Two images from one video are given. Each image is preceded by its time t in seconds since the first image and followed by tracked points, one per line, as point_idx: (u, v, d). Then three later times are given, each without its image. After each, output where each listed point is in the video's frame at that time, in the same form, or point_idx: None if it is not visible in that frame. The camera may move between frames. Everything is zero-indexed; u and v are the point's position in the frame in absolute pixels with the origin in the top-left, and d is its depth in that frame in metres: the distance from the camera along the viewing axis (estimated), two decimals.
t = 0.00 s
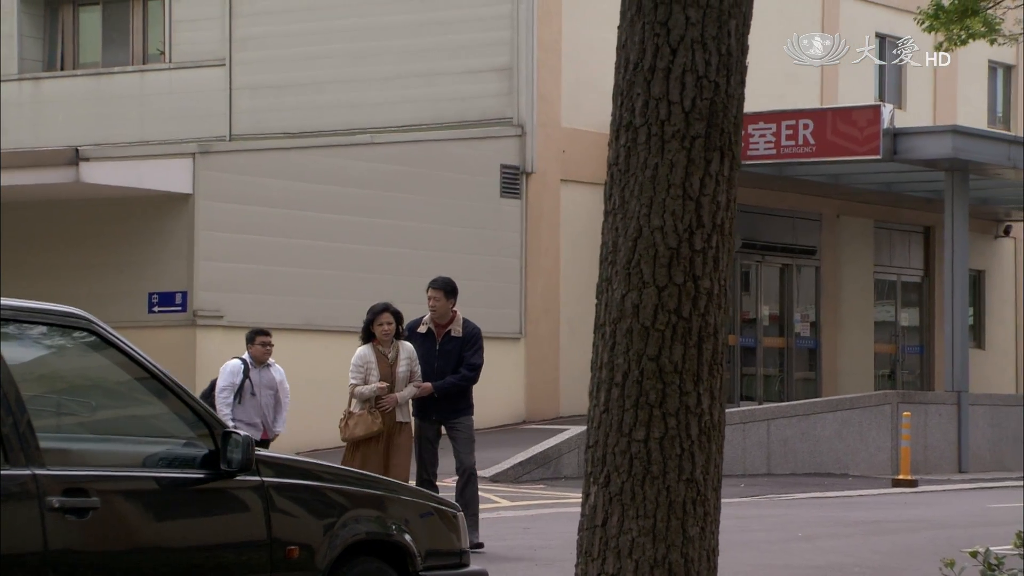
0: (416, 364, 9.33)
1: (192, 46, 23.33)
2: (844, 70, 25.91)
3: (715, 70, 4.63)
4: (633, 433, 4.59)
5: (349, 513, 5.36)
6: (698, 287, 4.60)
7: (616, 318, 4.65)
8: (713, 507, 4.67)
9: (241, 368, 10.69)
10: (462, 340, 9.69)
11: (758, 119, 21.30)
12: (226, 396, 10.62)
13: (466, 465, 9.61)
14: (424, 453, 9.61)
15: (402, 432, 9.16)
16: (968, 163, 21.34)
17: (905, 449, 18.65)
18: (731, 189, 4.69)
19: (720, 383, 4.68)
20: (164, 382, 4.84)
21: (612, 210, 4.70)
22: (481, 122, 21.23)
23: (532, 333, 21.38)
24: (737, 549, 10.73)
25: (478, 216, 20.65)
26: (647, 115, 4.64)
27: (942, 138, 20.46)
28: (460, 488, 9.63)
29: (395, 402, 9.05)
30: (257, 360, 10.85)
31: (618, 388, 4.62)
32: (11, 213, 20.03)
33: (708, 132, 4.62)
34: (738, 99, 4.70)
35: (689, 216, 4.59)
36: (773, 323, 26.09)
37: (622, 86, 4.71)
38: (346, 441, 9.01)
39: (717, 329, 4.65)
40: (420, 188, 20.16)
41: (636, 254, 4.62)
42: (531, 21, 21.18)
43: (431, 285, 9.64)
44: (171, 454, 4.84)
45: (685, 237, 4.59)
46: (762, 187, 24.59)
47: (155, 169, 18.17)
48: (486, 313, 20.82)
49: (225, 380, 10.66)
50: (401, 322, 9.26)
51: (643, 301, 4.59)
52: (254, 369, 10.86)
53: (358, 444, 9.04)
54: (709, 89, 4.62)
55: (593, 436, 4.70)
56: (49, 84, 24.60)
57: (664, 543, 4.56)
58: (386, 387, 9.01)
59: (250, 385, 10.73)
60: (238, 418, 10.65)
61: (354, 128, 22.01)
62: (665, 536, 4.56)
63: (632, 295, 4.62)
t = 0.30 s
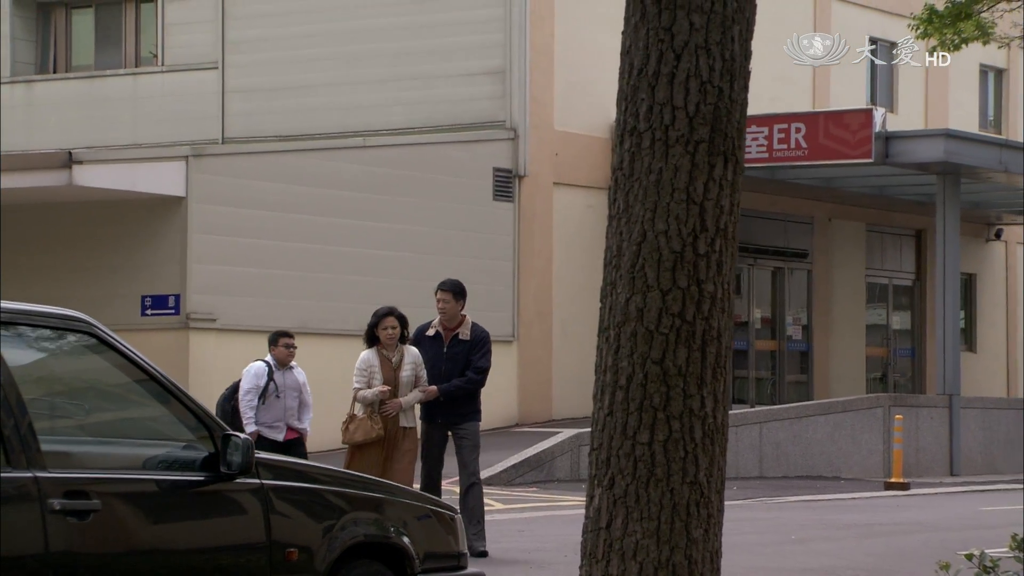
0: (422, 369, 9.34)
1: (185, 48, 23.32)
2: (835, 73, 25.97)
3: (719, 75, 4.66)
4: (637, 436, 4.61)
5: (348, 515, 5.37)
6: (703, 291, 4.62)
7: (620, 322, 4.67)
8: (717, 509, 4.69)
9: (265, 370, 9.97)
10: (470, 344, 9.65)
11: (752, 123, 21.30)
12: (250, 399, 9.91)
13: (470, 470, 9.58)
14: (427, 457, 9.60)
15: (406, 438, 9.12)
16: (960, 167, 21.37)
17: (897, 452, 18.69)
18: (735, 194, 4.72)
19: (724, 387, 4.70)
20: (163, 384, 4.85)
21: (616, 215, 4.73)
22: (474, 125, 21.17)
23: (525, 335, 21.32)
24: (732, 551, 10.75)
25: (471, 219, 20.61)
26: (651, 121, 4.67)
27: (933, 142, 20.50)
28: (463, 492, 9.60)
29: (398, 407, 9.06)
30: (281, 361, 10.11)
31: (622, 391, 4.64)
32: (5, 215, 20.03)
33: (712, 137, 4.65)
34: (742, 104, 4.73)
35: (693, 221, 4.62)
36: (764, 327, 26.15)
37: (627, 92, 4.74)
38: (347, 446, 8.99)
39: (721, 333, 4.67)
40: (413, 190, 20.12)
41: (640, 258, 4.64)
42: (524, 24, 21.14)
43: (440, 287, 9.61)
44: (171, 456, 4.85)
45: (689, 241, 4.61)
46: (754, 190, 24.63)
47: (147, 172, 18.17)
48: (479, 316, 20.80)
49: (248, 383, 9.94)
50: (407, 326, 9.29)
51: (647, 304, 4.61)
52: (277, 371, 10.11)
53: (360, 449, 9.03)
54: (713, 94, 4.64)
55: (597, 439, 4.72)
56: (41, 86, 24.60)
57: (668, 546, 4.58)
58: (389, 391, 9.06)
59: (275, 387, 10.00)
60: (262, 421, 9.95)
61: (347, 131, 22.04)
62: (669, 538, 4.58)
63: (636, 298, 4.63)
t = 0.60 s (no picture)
0: (433, 370, 9.28)
1: (178, 51, 23.31)
2: (828, 75, 25.98)
3: (723, 80, 4.68)
4: (642, 438, 4.63)
5: (347, 518, 5.38)
6: (707, 294, 4.64)
7: (625, 325, 4.69)
8: (721, 511, 4.73)
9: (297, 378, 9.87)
10: (482, 344, 9.62)
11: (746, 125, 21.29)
12: (280, 405, 9.80)
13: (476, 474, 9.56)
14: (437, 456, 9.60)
15: (417, 438, 9.18)
16: (953, 170, 21.42)
17: (890, 455, 18.71)
18: (739, 199, 4.73)
19: (729, 390, 4.72)
20: (165, 387, 4.85)
21: (621, 218, 4.75)
22: (468, 127, 21.20)
23: (519, 338, 21.28)
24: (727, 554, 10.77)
25: (465, 221, 20.59)
26: (656, 125, 4.69)
27: (927, 145, 20.54)
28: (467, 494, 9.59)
29: (408, 407, 9.04)
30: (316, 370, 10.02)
31: (627, 395, 4.67)
32: None
33: (716, 141, 4.67)
34: (746, 109, 4.76)
35: (697, 225, 4.63)
36: (757, 329, 26.18)
37: (631, 97, 4.75)
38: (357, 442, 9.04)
39: (726, 337, 4.69)
40: (407, 194, 20.13)
41: (645, 262, 4.66)
42: (517, 26, 21.06)
43: (453, 288, 9.61)
44: (171, 459, 4.87)
45: (693, 245, 4.63)
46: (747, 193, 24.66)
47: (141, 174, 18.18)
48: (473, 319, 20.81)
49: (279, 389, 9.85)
50: (420, 326, 9.24)
51: (652, 307, 4.63)
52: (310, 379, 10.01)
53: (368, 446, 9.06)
54: (717, 99, 4.66)
55: (602, 441, 4.75)
56: (35, 89, 24.67)
57: (673, 547, 4.61)
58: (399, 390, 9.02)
59: (306, 395, 9.89)
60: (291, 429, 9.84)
61: (340, 134, 21.99)
62: (674, 539, 4.62)
63: (641, 302, 4.66)
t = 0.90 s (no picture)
0: (436, 373, 9.29)
1: (170, 54, 23.30)
2: (818, 79, 26.03)
3: (724, 87, 4.89)
4: (644, 441, 4.83)
5: (344, 521, 5.40)
6: (709, 299, 4.84)
7: (628, 329, 4.89)
8: (723, 515, 4.93)
9: (322, 375, 9.86)
10: (484, 349, 9.58)
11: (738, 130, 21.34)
12: (305, 403, 9.79)
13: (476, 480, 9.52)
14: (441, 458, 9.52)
15: (416, 440, 9.17)
16: (943, 175, 21.50)
17: (882, 458, 18.74)
18: (740, 204, 4.94)
19: (729, 393, 4.92)
20: (163, 390, 4.85)
21: (624, 224, 4.96)
22: (459, 131, 21.16)
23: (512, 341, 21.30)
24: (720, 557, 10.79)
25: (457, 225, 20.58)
26: (658, 131, 4.89)
27: (918, 149, 20.60)
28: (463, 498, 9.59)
29: (410, 409, 9.06)
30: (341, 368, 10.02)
31: (629, 398, 4.87)
32: None
33: (717, 147, 4.87)
34: (746, 115, 4.96)
35: (699, 229, 4.84)
36: (749, 333, 26.19)
37: (634, 102, 4.96)
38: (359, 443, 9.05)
39: (727, 340, 4.89)
40: (400, 197, 20.13)
41: (648, 266, 4.86)
42: (509, 30, 21.09)
43: (454, 293, 9.55)
44: (169, 462, 4.87)
45: (695, 249, 4.83)
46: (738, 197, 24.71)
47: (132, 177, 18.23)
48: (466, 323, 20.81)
49: (303, 386, 9.83)
50: (423, 328, 9.28)
51: (654, 312, 4.83)
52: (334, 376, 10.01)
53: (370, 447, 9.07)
54: (719, 105, 4.87)
55: (605, 445, 4.94)
56: (26, 93, 24.67)
57: (675, 550, 4.81)
58: (402, 391, 9.06)
59: (331, 393, 9.90)
60: (317, 426, 9.82)
61: (331, 137, 21.95)
62: (676, 542, 4.81)
63: (643, 306, 4.86)
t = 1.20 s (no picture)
0: (432, 376, 9.19)
1: (161, 57, 23.30)
2: (808, 82, 26.06)
3: (726, 91, 5.05)
4: (646, 444, 4.97)
5: (341, 523, 5.41)
6: (710, 301, 4.99)
7: (630, 331, 5.04)
8: (724, 516, 5.06)
9: (349, 374, 9.55)
10: (478, 350, 9.62)
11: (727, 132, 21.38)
12: (332, 404, 9.47)
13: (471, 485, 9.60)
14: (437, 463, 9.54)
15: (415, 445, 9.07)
16: (934, 178, 21.56)
17: (873, 461, 18.78)
18: (742, 207, 5.10)
19: (730, 396, 5.07)
20: (161, 392, 4.88)
21: (626, 227, 5.11)
22: (451, 134, 21.16)
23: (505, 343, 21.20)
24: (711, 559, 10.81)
25: (450, 229, 20.53)
26: (660, 135, 5.05)
27: (909, 152, 20.65)
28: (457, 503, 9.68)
29: (410, 414, 8.97)
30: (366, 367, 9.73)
31: (632, 400, 5.01)
32: None
33: (719, 151, 5.02)
34: (747, 120, 5.12)
35: (701, 232, 4.99)
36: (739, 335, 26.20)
37: (636, 107, 5.12)
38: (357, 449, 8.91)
39: (728, 343, 5.04)
40: (392, 200, 20.15)
41: (650, 269, 5.02)
42: (500, 32, 21.05)
43: (444, 295, 9.52)
44: (168, 465, 4.88)
45: (697, 252, 4.99)
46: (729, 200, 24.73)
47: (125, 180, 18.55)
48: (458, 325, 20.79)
49: (330, 386, 9.50)
50: (419, 332, 9.16)
51: (656, 314, 4.98)
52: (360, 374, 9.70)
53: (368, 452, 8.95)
54: (720, 109, 5.03)
55: (608, 447, 5.08)
56: (16, 94, 24.65)
57: (677, 552, 4.94)
58: (401, 396, 8.95)
59: (357, 393, 9.58)
60: (344, 427, 9.52)
61: (323, 140, 21.94)
62: (678, 544, 4.95)
63: (645, 309, 5.01)
